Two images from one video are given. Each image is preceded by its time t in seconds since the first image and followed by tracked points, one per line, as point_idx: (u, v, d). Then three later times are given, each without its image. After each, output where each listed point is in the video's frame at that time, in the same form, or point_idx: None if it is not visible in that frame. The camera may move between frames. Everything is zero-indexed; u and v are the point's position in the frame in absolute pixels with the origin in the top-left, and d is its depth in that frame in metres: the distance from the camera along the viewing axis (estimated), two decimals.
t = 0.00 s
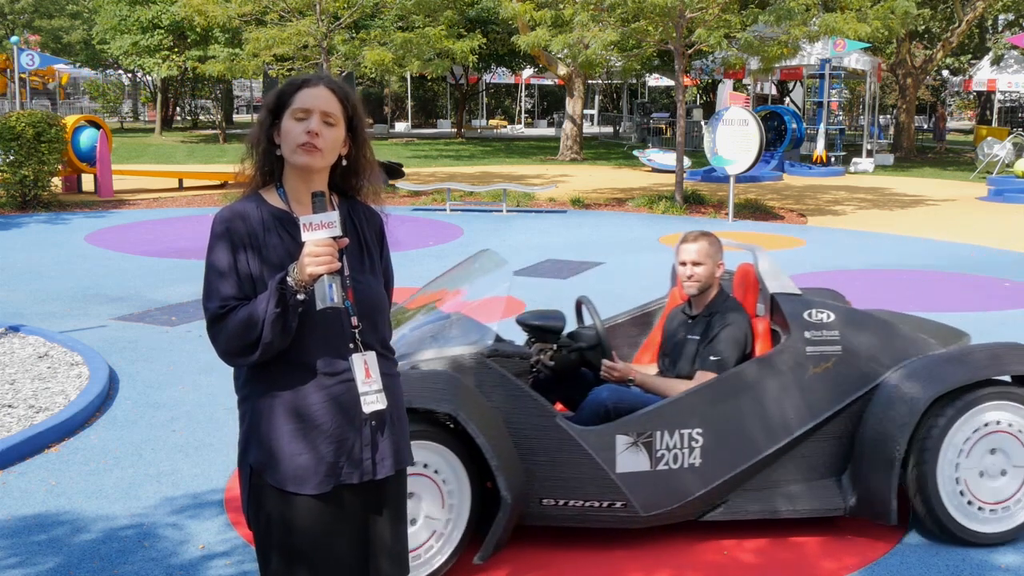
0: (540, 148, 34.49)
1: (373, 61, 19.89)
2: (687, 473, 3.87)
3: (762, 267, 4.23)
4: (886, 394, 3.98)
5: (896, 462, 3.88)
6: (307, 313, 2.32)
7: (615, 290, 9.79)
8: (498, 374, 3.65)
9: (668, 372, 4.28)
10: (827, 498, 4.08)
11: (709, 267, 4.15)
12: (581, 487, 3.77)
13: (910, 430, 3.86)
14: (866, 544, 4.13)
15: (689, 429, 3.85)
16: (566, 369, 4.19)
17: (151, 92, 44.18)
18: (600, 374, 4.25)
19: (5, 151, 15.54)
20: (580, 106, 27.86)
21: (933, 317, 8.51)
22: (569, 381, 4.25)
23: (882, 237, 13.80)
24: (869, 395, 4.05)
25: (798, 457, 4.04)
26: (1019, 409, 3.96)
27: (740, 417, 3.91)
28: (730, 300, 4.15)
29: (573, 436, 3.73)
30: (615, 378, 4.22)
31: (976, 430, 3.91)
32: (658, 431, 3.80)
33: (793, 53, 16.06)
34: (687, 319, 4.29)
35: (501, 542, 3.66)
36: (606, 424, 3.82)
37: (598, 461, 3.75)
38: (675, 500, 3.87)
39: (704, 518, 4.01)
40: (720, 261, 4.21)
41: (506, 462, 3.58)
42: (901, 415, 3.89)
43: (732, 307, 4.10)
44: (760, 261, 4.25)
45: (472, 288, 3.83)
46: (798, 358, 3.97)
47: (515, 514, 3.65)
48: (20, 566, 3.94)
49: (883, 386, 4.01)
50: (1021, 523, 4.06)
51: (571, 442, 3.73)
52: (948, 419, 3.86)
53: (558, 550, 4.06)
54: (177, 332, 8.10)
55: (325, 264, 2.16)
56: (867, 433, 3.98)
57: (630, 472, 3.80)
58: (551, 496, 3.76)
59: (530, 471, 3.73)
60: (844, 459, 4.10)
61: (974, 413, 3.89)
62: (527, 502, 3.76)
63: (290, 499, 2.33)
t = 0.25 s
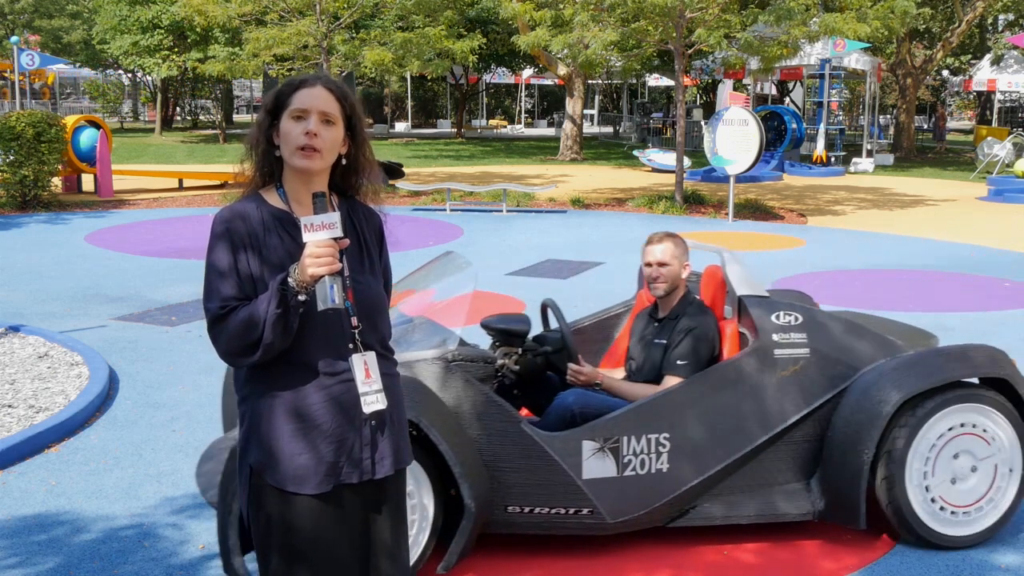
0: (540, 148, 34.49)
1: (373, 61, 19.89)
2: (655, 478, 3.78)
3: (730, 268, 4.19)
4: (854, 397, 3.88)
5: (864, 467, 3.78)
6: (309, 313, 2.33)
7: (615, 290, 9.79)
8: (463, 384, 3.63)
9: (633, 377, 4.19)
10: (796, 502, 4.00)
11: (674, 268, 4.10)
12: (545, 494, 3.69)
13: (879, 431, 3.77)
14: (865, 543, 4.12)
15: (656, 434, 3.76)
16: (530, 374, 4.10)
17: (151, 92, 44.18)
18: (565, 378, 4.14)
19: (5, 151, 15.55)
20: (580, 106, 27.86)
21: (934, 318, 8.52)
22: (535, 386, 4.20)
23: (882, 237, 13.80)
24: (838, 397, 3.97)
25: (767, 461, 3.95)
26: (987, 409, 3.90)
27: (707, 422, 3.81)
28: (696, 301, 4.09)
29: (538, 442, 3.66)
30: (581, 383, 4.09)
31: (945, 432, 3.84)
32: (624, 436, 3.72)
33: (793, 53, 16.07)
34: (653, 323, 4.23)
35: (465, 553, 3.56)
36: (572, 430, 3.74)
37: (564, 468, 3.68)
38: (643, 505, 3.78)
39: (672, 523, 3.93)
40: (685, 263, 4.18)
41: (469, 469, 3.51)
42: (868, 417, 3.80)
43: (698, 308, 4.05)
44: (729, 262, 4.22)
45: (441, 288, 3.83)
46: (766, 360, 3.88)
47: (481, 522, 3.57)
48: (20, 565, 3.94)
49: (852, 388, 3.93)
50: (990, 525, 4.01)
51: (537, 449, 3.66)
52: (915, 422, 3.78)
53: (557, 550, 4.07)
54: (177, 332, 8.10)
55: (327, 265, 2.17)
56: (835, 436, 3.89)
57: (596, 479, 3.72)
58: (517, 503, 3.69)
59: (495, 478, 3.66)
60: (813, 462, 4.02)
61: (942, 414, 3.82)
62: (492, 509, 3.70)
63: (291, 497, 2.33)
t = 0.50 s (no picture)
0: (540, 148, 34.51)
1: (373, 61, 19.90)
2: (627, 484, 3.71)
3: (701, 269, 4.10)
4: (828, 400, 3.86)
5: (839, 468, 3.75)
6: (307, 312, 2.33)
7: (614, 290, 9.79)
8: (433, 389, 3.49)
9: (606, 382, 4.15)
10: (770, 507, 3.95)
11: (650, 269, 4.04)
12: (515, 501, 3.60)
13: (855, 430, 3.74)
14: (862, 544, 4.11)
15: (628, 439, 3.69)
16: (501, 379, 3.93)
17: (152, 92, 44.19)
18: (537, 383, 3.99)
19: (5, 151, 15.55)
20: (580, 106, 27.85)
21: (934, 318, 8.52)
22: (506, 390, 4.07)
23: (882, 237, 13.80)
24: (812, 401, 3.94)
25: (739, 466, 3.90)
26: (963, 410, 3.87)
27: (681, 425, 3.75)
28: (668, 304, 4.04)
29: (508, 449, 3.57)
30: (552, 387, 3.97)
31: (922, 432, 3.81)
32: (596, 441, 3.64)
33: (793, 54, 16.07)
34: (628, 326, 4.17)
35: (436, 560, 3.36)
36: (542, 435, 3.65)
37: (535, 473, 3.59)
38: (616, 511, 3.73)
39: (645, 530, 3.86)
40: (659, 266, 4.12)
41: (441, 474, 3.35)
42: (844, 419, 3.77)
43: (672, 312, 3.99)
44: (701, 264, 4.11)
45: (416, 286, 3.72)
46: (739, 364, 3.84)
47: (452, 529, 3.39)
48: (20, 566, 3.94)
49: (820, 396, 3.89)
50: (966, 526, 3.98)
51: (507, 454, 3.57)
52: (891, 423, 3.75)
53: (556, 550, 4.06)
54: (176, 331, 8.10)
55: (325, 264, 2.16)
56: (811, 439, 3.86)
57: (567, 485, 3.64)
58: (487, 510, 3.61)
59: (464, 485, 3.57)
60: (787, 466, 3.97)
61: (918, 415, 3.79)
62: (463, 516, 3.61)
63: (291, 497, 2.33)
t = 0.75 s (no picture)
0: (540, 148, 34.51)
1: (373, 61, 19.89)
2: (609, 487, 3.70)
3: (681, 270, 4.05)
4: (809, 401, 3.87)
5: (821, 471, 3.75)
6: (305, 310, 2.33)
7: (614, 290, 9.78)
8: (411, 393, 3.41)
9: (583, 384, 4.10)
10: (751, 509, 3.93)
11: (630, 272, 3.98)
12: (494, 506, 3.57)
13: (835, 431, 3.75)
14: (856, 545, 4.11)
15: (609, 442, 3.67)
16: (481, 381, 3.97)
17: (152, 92, 44.18)
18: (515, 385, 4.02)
19: (5, 151, 15.55)
20: (580, 106, 27.85)
21: (934, 318, 8.52)
22: (485, 393, 4.11)
23: (882, 237, 13.80)
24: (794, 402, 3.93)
25: (723, 468, 3.89)
26: (946, 413, 3.88)
27: (661, 427, 3.74)
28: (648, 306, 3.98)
29: (489, 454, 3.51)
30: (532, 389, 3.98)
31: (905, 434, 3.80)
32: (577, 444, 3.62)
33: (793, 54, 16.06)
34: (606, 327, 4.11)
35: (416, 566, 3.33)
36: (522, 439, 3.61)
37: (514, 477, 3.55)
38: (596, 515, 3.70)
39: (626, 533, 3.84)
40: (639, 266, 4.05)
41: (418, 478, 3.31)
42: (826, 421, 3.78)
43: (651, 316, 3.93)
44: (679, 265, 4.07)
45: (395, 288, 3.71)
46: (720, 366, 3.83)
47: (431, 534, 3.39)
48: (20, 566, 3.94)
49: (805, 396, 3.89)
50: (946, 529, 3.97)
51: (486, 460, 3.52)
52: (871, 427, 3.75)
53: (556, 551, 4.07)
54: (176, 332, 8.10)
55: (324, 261, 2.16)
56: (794, 442, 3.86)
57: (547, 490, 3.62)
58: (465, 515, 3.57)
59: (444, 490, 3.53)
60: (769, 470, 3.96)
61: (899, 418, 3.79)
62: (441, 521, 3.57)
63: (290, 497, 2.32)
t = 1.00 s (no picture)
0: (540, 148, 34.52)
1: (373, 61, 19.89)
2: (602, 488, 3.69)
3: (674, 271, 4.05)
4: (804, 401, 3.86)
5: (815, 471, 3.74)
6: (306, 311, 2.33)
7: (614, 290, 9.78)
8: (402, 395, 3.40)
9: (577, 385, 4.10)
10: (744, 510, 3.93)
11: (610, 276, 3.97)
12: (487, 507, 3.57)
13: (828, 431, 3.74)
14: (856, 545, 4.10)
15: (601, 443, 3.67)
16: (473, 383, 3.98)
17: (152, 92, 44.17)
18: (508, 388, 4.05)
19: (5, 151, 15.55)
20: (580, 106, 27.85)
21: (933, 318, 8.53)
22: (480, 397, 4.13)
23: (883, 237, 13.81)
24: (787, 403, 3.93)
25: (718, 468, 3.89)
26: (939, 412, 3.88)
27: (653, 428, 3.74)
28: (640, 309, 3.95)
29: (481, 455, 3.51)
30: (523, 391, 3.99)
31: (898, 433, 3.80)
32: (568, 446, 3.62)
33: (792, 54, 16.07)
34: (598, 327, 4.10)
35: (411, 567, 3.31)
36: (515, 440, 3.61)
37: (506, 481, 3.55)
38: (589, 517, 3.70)
39: (620, 535, 3.84)
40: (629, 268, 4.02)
41: (411, 479, 3.31)
42: (820, 421, 3.77)
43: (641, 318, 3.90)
44: (673, 264, 4.06)
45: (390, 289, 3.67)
46: (712, 367, 3.83)
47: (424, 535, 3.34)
48: (20, 566, 3.94)
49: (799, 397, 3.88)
50: (940, 529, 3.97)
51: (479, 462, 3.51)
52: (864, 427, 3.75)
53: (557, 552, 4.06)
54: (177, 332, 8.09)
55: (326, 262, 2.16)
56: (787, 443, 3.85)
57: (539, 491, 3.62)
58: (458, 517, 3.57)
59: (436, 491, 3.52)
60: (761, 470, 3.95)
61: (891, 418, 3.79)
62: (434, 523, 3.57)
63: (289, 497, 2.32)
